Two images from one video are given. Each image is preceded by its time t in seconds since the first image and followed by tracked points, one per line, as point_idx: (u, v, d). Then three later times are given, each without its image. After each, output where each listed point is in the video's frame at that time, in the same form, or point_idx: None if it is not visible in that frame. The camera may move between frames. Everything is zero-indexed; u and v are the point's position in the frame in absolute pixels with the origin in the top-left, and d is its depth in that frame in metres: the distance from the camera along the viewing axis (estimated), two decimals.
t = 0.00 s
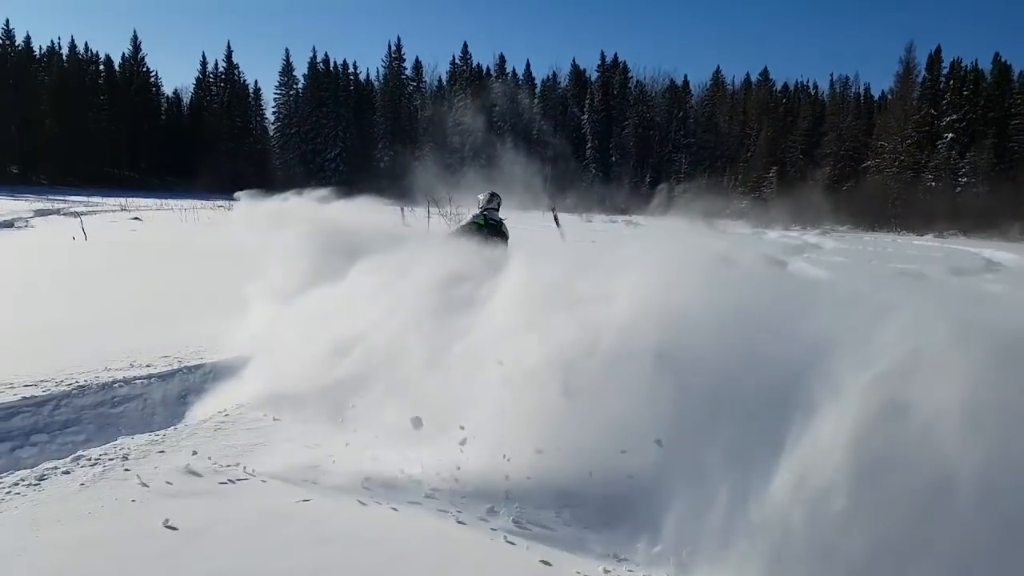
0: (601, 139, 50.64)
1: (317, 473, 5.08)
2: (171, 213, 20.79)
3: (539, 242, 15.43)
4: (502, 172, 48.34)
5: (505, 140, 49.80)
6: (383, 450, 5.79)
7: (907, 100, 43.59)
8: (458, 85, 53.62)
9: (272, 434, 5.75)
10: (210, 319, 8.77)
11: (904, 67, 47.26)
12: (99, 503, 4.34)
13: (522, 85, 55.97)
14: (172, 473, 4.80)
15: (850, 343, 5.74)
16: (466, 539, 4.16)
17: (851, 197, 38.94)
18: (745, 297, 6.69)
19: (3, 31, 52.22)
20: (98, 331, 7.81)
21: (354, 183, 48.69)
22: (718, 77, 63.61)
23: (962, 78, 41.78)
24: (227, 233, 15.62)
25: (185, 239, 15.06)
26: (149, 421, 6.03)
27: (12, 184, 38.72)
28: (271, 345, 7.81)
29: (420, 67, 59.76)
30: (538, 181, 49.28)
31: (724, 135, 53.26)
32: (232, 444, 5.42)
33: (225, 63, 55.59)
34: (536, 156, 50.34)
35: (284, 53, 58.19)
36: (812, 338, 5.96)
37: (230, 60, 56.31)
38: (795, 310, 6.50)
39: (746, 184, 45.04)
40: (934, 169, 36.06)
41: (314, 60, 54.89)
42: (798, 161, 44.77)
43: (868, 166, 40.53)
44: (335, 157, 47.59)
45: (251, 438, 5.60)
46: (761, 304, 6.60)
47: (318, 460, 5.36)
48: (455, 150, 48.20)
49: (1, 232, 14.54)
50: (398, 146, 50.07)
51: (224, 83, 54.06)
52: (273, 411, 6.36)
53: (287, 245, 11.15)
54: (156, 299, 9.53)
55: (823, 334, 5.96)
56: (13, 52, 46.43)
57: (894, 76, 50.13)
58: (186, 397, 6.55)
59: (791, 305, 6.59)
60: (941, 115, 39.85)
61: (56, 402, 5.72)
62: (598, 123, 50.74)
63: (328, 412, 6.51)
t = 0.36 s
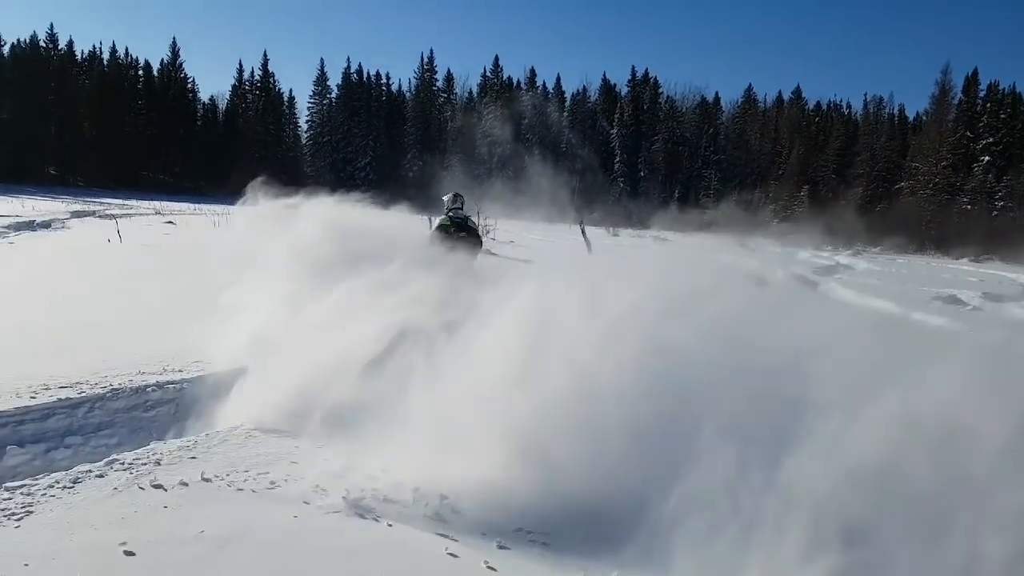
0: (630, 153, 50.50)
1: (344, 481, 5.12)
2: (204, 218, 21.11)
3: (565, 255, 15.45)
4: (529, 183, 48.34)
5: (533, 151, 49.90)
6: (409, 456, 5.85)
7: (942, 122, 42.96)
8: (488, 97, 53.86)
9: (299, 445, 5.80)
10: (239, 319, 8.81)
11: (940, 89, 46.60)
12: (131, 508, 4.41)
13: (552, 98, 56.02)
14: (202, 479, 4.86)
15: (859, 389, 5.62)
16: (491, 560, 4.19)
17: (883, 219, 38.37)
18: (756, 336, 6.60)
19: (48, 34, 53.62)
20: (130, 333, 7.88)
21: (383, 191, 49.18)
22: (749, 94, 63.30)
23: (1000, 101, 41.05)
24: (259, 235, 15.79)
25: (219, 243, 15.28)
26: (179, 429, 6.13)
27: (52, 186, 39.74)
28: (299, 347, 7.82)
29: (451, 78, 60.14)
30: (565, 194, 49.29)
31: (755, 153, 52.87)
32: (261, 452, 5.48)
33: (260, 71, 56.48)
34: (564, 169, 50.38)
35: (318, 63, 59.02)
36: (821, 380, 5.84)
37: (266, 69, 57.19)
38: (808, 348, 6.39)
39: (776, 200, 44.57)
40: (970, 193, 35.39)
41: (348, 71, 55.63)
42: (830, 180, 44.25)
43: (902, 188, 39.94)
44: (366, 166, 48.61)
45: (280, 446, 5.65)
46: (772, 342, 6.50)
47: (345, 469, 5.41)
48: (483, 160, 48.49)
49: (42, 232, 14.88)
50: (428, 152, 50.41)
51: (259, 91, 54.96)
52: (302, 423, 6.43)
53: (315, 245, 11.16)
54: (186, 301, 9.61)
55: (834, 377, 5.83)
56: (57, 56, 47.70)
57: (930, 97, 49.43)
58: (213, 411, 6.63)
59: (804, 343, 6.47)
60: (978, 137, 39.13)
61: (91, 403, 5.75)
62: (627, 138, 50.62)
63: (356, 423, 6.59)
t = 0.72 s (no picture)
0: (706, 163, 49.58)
1: (442, 504, 5.09)
2: (291, 246, 21.83)
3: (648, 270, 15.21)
4: (602, 198, 47.99)
5: (607, 166, 49.56)
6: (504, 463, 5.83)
7: None
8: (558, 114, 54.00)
9: (397, 465, 5.82)
10: (328, 339, 8.91)
11: None
12: (240, 531, 4.52)
13: (624, 111, 55.65)
14: (305, 503, 4.95)
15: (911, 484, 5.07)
16: None
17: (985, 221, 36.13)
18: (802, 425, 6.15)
19: (140, 78, 56.95)
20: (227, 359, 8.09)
21: (458, 214, 50.01)
22: (832, 95, 61.18)
23: None
24: (343, 263, 16.17)
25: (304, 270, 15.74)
26: (281, 448, 6.25)
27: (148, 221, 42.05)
28: (389, 367, 7.86)
29: (521, 98, 60.64)
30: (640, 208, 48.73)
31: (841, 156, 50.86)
32: (357, 473, 5.53)
33: (338, 102, 58.45)
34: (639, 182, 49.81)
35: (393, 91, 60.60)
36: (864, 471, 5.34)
37: (343, 100, 59.16)
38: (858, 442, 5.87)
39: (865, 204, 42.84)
40: None
41: (421, 97, 56.92)
42: (924, 182, 42.10)
43: (1004, 185, 37.54)
44: (441, 188, 49.42)
45: (376, 468, 5.68)
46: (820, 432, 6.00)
47: (439, 488, 5.38)
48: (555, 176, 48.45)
49: (142, 266, 15.67)
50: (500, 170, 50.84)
51: (338, 122, 56.87)
52: (400, 437, 6.44)
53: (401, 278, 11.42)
54: (277, 326, 9.80)
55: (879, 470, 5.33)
56: (150, 97, 50.62)
57: None
58: (311, 425, 6.69)
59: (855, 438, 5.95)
60: None
61: (197, 429, 5.97)
62: (704, 146, 49.59)
63: (456, 433, 6.56)
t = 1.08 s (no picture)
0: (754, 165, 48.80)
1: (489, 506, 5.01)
2: (340, 253, 22.16)
3: (694, 275, 14.95)
4: (647, 203, 47.60)
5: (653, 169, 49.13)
6: (552, 468, 5.74)
7: None
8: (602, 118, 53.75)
9: (445, 466, 5.77)
10: (373, 346, 8.92)
11: None
12: (289, 534, 4.53)
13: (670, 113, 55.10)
14: (355, 505, 4.96)
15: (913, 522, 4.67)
16: None
17: None
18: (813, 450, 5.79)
19: (193, 90, 58.62)
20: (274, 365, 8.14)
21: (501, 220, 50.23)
22: (885, 95, 59.63)
23: None
24: (388, 271, 16.33)
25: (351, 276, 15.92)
26: (328, 450, 6.26)
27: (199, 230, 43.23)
28: (433, 373, 7.84)
29: (564, 104, 60.60)
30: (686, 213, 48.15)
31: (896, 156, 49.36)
32: (404, 477, 5.49)
33: (383, 111, 59.28)
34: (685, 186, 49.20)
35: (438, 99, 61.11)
36: (871, 503, 4.95)
37: (388, 109, 60.01)
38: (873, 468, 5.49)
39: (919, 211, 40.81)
40: None
41: (465, 104, 57.40)
42: (983, 183, 40.66)
43: None
44: (484, 195, 49.80)
45: (423, 471, 5.64)
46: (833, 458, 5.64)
47: (486, 490, 5.32)
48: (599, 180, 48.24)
49: (194, 273, 16.04)
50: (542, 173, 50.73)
51: (383, 131, 57.74)
52: (448, 441, 6.40)
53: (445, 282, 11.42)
54: (323, 332, 9.86)
55: (885, 504, 4.93)
56: (202, 109, 52.07)
57: None
58: (357, 427, 6.66)
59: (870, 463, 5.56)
60: None
61: (247, 432, 6.04)
62: (752, 149, 48.68)
63: (501, 437, 6.48)
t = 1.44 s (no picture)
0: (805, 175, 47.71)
1: (531, 520, 4.92)
2: (387, 263, 22.40)
3: (742, 287, 14.66)
4: (693, 214, 47.14)
5: (701, 179, 48.66)
6: (595, 480, 5.63)
7: None
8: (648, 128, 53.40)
9: (488, 480, 5.71)
10: (416, 356, 8.90)
11: None
12: (333, 544, 4.55)
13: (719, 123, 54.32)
14: (398, 517, 4.95)
15: None
16: None
17: None
18: (822, 487, 5.46)
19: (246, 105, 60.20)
20: (318, 375, 8.18)
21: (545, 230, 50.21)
22: (943, 103, 57.90)
23: None
24: (432, 282, 16.44)
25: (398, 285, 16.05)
26: (371, 460, 6.25)
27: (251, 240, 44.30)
28: (475, 383, 7.77)
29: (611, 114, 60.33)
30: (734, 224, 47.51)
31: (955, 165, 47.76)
32: (447, 489, 5.47)
33: (430, 124, 60.03)
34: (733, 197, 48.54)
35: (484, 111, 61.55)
36: (857, 552, 4.61)
37: (435, 121, 60.76)
38: (881, 512, 5.10)
39: (981, 223, 38.57)
40: None
41: (511, 116, 57.73)
42: None
43: None
44: (528, 206, 49.93)
45: (468, 483, 5.58)
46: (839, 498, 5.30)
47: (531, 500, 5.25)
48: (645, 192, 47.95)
49: (246, 283, 16.40)
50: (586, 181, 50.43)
51: (430, 143, 58.45)
52: (492, 451, 6.34)
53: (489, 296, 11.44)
54: (367, 342, 9.90)
55: (873, 554, 4.58)
56: (254, 123, 53.42)
57: None
58: (401, 432, 6.66)
59: (883, 507, 5.17)
60: None
61: (294, 439, 6.11)
62: (804, 158, 47.74)
63: (543, 447, 6.42)
